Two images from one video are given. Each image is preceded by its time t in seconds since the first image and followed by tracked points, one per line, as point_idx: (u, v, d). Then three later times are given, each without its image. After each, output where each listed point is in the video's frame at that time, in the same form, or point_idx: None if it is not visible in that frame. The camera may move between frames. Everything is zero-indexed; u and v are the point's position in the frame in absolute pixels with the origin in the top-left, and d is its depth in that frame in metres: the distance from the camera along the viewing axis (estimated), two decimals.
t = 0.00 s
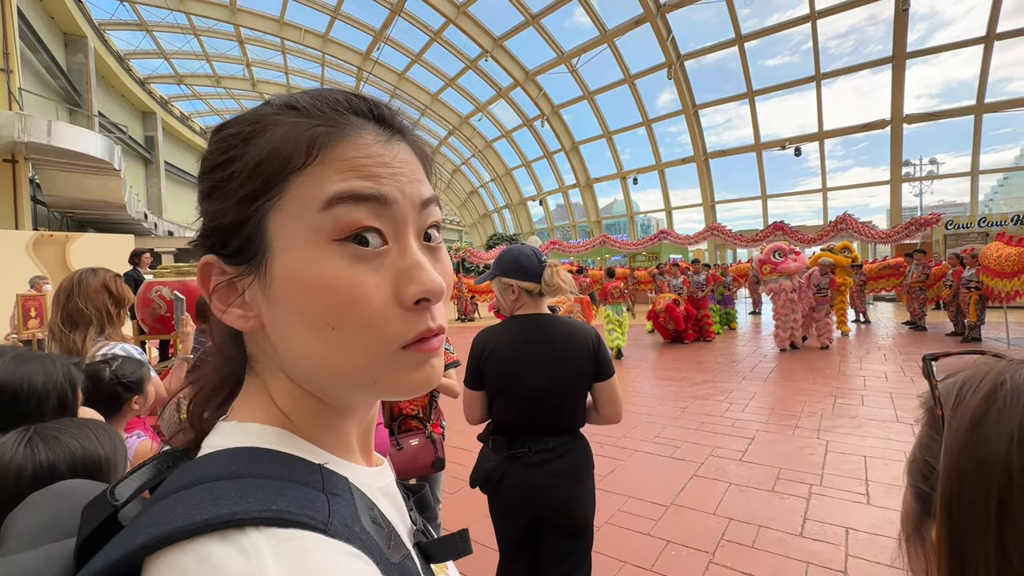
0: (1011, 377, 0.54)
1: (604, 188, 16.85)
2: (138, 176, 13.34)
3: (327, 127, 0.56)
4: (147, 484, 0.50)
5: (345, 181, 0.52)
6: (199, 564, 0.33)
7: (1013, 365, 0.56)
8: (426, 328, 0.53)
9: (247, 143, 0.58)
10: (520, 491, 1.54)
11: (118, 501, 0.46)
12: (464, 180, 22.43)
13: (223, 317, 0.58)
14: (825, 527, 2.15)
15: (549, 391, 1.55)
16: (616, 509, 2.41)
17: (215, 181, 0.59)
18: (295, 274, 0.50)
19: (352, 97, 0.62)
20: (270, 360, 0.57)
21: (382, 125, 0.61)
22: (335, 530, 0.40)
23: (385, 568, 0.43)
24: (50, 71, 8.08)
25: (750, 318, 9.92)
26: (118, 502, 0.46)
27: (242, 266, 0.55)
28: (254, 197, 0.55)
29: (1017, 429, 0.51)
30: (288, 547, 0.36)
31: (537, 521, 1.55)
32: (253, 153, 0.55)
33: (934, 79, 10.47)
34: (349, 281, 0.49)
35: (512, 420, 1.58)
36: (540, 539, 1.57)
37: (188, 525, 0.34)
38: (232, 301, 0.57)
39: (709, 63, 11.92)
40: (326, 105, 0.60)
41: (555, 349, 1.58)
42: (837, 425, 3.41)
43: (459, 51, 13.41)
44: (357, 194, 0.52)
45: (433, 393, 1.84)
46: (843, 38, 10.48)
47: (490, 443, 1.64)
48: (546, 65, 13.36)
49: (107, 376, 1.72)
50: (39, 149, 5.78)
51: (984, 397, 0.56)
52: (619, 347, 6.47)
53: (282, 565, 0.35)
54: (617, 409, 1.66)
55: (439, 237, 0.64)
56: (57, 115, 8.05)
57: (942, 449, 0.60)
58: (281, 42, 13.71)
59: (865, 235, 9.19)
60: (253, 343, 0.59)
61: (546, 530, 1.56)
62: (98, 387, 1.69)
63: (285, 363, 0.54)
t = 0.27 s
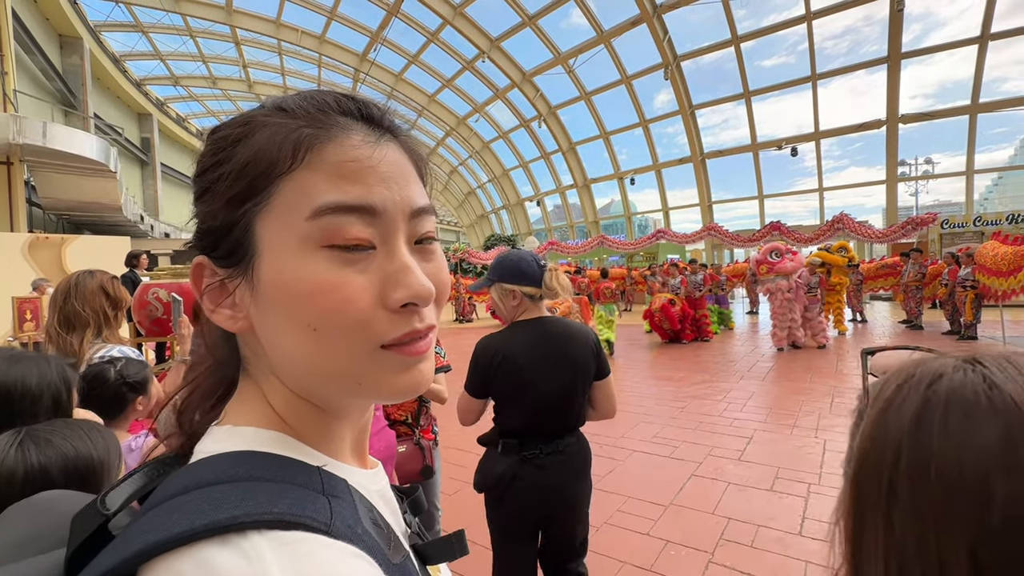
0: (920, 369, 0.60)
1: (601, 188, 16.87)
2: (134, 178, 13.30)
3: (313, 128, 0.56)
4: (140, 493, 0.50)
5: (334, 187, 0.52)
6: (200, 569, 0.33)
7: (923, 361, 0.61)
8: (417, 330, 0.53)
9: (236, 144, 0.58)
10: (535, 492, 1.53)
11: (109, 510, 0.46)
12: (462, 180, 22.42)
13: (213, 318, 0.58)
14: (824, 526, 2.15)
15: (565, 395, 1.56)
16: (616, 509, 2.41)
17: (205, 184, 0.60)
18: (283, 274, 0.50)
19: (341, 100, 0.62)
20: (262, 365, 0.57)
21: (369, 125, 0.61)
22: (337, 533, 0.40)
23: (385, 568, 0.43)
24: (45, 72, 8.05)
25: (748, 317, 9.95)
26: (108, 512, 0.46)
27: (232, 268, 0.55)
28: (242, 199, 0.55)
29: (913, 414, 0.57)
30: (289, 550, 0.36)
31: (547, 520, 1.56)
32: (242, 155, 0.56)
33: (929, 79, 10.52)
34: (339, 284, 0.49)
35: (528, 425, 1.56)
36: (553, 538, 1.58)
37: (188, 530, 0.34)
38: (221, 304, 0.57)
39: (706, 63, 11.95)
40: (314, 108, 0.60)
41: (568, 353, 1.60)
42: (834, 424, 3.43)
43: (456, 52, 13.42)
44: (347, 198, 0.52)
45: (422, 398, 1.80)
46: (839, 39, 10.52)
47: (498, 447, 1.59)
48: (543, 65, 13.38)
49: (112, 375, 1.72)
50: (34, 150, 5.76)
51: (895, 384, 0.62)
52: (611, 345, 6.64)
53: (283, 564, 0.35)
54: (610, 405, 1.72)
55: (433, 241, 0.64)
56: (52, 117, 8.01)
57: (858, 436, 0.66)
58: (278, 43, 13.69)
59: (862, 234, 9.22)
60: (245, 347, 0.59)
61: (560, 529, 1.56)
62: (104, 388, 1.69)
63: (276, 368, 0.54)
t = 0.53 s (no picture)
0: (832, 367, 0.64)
1: (598, 188, 16.90)
2: (129, 179, 13.22)
3: (293, 130, 0.56)
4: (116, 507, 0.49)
5: (315, 189, 0.52)
6: None
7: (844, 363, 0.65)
8: (403, 334, 0.52)
9: (214, 147, 0.58)
10: (569, 488, 1.56)
11: (84, 526, 0.46)
12: (459, 181, 22.41)
13: (192, 325, 0.57)
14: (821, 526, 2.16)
15: (595, 393, 1.61)
16: (614, 510, 2.41)
17: (184, 188, 0.60)
18: (263, 279, 0.50)
19: (323, 102, 0.63)
20: (245, 373, 0.56)
21: (352, 126, 0.61)
22: (327, 538, 0.40)
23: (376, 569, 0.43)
24: (38, 74, 8.00)
25: (744, 317, 9.99)
26: (86, 526, 0.46)
27: (212, 272, 0.55)
28: (221, 203, 0.55)
29: (809, 404, 0.62)
30: (277, 558, 0.36)
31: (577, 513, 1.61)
32: (220, 157, 0.56)
33: (923, 79, 10.58)
34: (322, 288, 0.49)
35: (562, 426, 1.57)
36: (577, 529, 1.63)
37: (170, 543, 0.34)
38: (202, 310, 0.57)
39: (702, 64, 11.97)
40: (296, 109, 0.60)
41: (596, 353, 1.65)
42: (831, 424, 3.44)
43: (452, 52, 13.41)
44: (328, 201, 0.52)
45: (415, 404, 1.77)
46: (834, 39, 10.55)
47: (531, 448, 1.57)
48: (539, 66, 13.38)
49: (95, 380, 1.72)
50: (27, 152, 5.72)
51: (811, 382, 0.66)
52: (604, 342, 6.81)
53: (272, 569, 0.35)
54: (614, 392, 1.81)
55: (420, 244, 0.64)
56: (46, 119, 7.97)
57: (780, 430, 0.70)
58: (273, 44, 13.65)
59: (857, 234, 9.26)
60: (227, 353, 0.59)
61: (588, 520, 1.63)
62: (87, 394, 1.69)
63: (259, 375, 0.53)
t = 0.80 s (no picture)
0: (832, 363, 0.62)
1: (595, 188, 16.94)
2: (124, 180, 13.15)
3: (298, 131, 0.56)
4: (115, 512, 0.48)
5: (322, 184, 0.53)
6: None
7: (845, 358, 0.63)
8: (413, 322, 0.52)
9: (218, 150, 0.58)
10: (612, 474, 1.62)
11: (85, 530, 0.46)
12: (456, 181, 22.40)
13: (199, 328, 0.57)
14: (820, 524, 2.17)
15: (625, 381, 1.70)
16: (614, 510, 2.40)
17: (186, 193, 0.59)
18: (273, 272, 0.50)
19: (323, 104, 0.63)
20: (250, 375, 0.56)
21: (352, 128, 0.62)
22: (330, 538, 0.40)
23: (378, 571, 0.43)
24: (32, 74, 7.95)
25: (741, 316, 10.02)
26: (87, 531, 0.45)
27: (218, 274, 0.54)
28: (228, 202, 0.54)
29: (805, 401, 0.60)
30: (281, 557, 0.36)
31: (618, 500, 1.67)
32: (226, 158, 0.55)
33: (917, 78, 10.64)
34: (332, 281, 0.49)
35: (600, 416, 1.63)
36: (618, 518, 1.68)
37: (175, 543, 0.34)
38: (210, 313, 0.56)
39: (698, 63, 12.00)
40: (298, 112, 0.60)
41: (623, 343, 1.76)
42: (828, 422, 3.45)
43: (449, 52, 13.40)
44: (335, 196, 0.52)
45: (413, 404, 1.79)
46: (829, 39, 10.58)
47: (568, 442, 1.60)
48: (536, 66, 13.38)
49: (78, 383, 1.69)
50: (21, 153, 5.69)
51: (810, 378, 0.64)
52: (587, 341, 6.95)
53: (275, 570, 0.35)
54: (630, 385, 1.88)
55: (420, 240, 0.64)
56: (40, 120, 7.92)
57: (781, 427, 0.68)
58: (269, 44, 13.61)
59: (853, 232, 9.30)
60: (232, 355, 0.58)
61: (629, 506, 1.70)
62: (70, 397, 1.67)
63: (265, 375, 0.53)
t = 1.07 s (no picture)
0: (887, 374, 0.61)
1: (591, 188, 16.96)
2: (118, 181, 13.07)
3: (270, 136, 0.57)
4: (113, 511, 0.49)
5: (295, 184, 0.54)
6: None
7: (887, 366, 0.63)
8: (397, 314, 0.52)
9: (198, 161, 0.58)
10: (609, 479, 1.64)
11: (79, 531, 0.47)
12: (452, 181, 22.39)
13: (185, 336, 0.56)
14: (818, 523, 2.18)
15: (624, 383, 1.71)
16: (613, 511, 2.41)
17: (166, 207, 0.60)
18: (252, 274, 0.50)
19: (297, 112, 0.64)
20: (242, 380, 0.56)
21: (325, 133, 0.62)
22: (315, 546, 0.40)
23: None
24: (25, 75, 7.90)
25: (737, 315, 10.05)
26: (79, 532, 0.47)
27: (202, 280, 0.55)
28: (206, 210, 0.54)
29: (882, 420, 0.58)
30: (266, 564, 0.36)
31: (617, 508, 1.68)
32: (203, 168, 0.56)
33: (911, 78, 10.71)
34: (311, 279, 0.49)
35: (593, 417, 1.66)
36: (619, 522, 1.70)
37: (162, 549, 0.33)
38: (196, 320, 0.56)
39: (693, 64, 12.03)
40: (270, 119, 0.60)
41: (623, 344, 1.77)
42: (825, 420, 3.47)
43: (445, 53, 13.39)
44: (308, 195, 0.53)
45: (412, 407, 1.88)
46: (824, 39, 10.62)
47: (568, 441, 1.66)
48: (532, 66, 13.38)
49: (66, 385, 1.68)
50: (14, 154, 5.64)
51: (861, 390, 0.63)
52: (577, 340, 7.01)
53: None
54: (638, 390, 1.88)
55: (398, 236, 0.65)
56: (33, 120, 7.87)
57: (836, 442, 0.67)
58: (264, 44, 13.55)
59: (848, 232, 9.34)
60: (222, 362, 0.58)
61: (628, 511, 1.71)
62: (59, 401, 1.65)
63: (250, 377, 0.54)
